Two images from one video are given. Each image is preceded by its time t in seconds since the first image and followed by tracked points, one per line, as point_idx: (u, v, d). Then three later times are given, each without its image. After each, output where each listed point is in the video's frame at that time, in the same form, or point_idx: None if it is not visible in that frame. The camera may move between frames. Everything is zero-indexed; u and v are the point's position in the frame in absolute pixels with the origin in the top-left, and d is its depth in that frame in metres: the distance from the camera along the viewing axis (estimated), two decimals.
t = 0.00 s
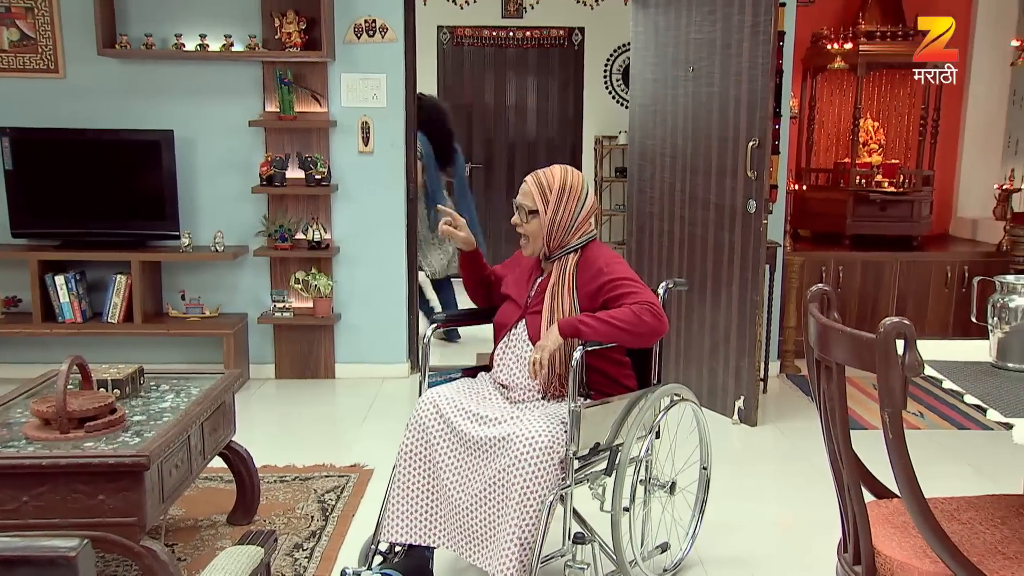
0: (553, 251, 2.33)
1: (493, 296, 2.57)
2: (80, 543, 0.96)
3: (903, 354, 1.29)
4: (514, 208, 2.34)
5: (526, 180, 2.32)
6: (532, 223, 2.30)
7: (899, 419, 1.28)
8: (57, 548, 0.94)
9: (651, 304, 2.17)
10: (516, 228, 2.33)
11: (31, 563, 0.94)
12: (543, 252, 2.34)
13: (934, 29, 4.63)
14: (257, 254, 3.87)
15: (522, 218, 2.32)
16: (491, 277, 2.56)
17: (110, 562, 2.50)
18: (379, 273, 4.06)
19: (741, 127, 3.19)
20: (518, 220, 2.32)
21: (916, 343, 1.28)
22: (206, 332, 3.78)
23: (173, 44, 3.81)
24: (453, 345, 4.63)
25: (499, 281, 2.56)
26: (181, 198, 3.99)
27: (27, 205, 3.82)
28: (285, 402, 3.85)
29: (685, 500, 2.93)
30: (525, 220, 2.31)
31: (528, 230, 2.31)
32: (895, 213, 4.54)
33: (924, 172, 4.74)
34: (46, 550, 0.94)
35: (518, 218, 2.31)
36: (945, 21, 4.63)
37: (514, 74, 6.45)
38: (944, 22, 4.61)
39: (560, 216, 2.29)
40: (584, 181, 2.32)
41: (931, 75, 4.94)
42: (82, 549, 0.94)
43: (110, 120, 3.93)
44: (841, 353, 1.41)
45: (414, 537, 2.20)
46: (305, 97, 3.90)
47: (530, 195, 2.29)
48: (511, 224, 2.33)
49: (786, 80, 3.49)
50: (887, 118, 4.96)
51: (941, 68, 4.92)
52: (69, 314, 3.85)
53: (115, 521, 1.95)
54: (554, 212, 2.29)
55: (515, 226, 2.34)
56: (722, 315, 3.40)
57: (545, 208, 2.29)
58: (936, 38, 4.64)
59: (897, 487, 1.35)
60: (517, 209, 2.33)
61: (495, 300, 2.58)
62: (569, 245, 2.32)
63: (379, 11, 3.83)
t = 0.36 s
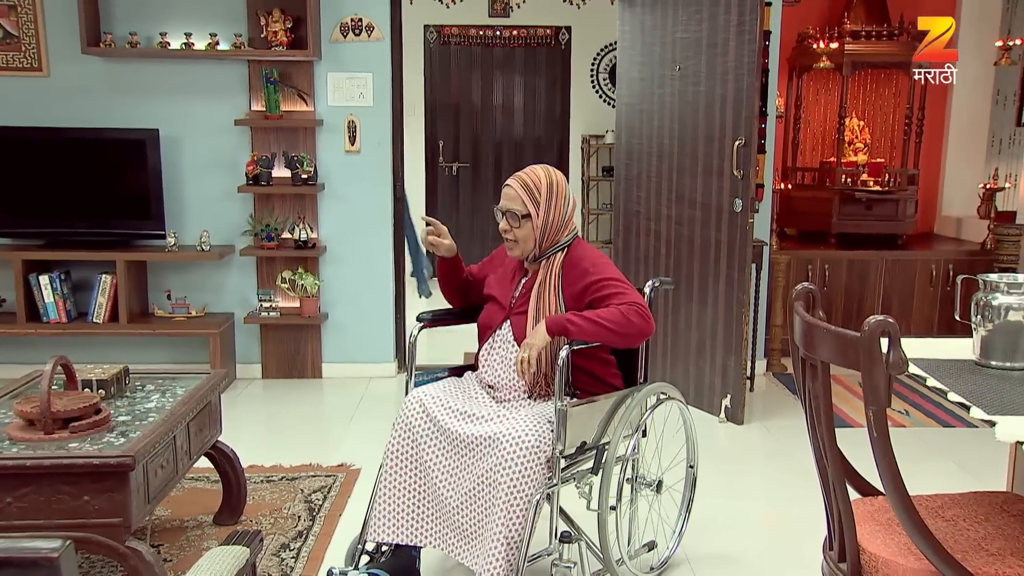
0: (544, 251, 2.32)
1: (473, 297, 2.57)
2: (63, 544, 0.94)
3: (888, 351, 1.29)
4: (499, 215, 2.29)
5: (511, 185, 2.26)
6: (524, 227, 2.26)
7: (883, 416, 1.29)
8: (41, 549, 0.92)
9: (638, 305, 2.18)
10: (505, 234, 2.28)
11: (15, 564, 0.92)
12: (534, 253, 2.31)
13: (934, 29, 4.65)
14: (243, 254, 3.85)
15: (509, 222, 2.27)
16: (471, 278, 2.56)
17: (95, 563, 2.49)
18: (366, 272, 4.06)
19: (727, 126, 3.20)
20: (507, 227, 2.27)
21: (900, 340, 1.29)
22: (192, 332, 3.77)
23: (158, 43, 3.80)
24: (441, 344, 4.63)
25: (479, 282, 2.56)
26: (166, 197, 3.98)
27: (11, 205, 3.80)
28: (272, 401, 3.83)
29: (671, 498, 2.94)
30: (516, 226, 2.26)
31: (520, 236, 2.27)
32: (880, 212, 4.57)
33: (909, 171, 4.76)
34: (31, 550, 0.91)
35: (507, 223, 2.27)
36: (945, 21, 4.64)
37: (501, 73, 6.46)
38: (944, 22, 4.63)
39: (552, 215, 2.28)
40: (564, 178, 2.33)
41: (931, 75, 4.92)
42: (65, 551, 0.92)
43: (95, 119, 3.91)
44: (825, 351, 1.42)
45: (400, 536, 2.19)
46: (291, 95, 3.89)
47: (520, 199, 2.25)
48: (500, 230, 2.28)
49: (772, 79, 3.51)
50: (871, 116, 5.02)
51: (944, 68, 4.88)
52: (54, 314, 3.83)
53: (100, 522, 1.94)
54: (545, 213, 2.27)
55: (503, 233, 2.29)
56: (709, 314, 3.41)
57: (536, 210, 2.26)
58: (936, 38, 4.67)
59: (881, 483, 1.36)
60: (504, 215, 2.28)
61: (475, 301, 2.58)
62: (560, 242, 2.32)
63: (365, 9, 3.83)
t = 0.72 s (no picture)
0: (535, 250, 2.32)
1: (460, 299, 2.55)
2: (49, 545, 0.93)
3: (876, 350, 1.30)
4: (487, 221, 2.25)
5: (497, 189, 2.24)
6: (515, 228, 2.25)
7: (872, 415, 1.29)
8: (27, 549, 0.91)
9: (627, 308, 2.20)
10: (496, 239, 2.24)
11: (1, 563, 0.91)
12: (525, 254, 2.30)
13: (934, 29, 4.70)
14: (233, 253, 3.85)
15: (499, 226, 2.24)
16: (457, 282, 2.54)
17: (84, 563, 2.48)
18: (357, 271, 4.05)
19: (717, 125, 3.21)
20: (498, 231, 2.24)
21: (888, 339, 1.29)
22: (182, 331, 3.75)
23: (147, 41, 3.78)
24: (432, 343, 4.63)
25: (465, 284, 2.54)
26: (156, 196, 3.97)
27: None
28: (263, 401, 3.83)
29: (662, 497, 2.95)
30: (507, 228, 2.24)
31: (512, 238, 2.25)
32: (870, 211, 4.58)
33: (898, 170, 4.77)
34: (17, 550, 0.91)
35: (498, 227, 2.23)
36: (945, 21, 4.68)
37: (492, 72, 6.46)
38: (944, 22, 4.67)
39: (542, 214, 2.28)
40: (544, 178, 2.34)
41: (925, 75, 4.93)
42: (51, 551, 0.92)
43: (84, 117, 3.89)
44: (814, 350, 1.42)
45: (390, 535, 2.19)
46: (281, 94, 3.88)
47: (509, 201, 2.23)
48: (490, 234, 2.24)
49: (762, 78, 3.51)
50: (861, 115, 5.03)
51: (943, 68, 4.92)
52: (43, 313, 3.82)
53: (89, 522, 1.94)
54: (535, 213, 2.27)
55: (494, 238, 2.25)
56: (699, 313, 3.42)
57: (526, 210, 2.26)
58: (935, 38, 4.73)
59: (870, 481, 1.36)
60: (492, 220, 2.25)
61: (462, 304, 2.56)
62: (549, 240, 2.33)
63: (355, 8, 3.82)
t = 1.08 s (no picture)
0: (534, 250, 2.31)
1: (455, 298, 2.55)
2: (44, 545, 0.93)
3: (870, 348, 1.30)
4: (483, 229, 2.24)
5: (489, 196, 2.23)
6: (513, 232, 2.24)
7: (867, 414, 1.29)
8: (21, 549, 0.91)
9: (630, 300, 2.20)
10: (496, 244, 2.24)
11: None
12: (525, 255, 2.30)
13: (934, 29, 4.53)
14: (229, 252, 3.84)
15: (496, 231, 2.23)
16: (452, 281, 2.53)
17: (79, 563, 2.48)
18: (353, 271, 4.05)
19: (713, 124, 3.22)
20: (496, 237, 2.23)
21: (883, 337, 1.29)
22: (177, 331, 3.75)
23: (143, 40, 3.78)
24: (428, 343, 4.63)
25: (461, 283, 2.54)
26: (152, 195, 3.96)
27: None
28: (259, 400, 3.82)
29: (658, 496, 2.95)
30: (505, 233, 2.23)
31: (512, 241, 2.24)
32: (866, 210, 4.59)
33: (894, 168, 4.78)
34: (11, 550, 0.90)
35: (496, 233, 2.23)
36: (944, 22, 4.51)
37: (487, 71, 6.47)
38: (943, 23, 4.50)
39: (536, 213, 2.29)
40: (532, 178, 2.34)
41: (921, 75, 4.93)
42: (46, 550, 0.92)
43: (79, 116, 3.89)
44: (810, 348, 1.42)
45: (385, 535, 2.18)
46: (277, 93, 3.88)
47: (504, 206, 2.22)
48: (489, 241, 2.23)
49: (757, 77, 3.52)
50: (856, 114, 5.03)
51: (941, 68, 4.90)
52: (38, 313, 3.81)
53: (84, 522, 1.93)
54: (530, 213, 2.28)
55: (492, 244, 2.24)
56: (695, 312, 3.42)
57: (522, 211, 2.25)
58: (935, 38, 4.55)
59: (865, 479, 1.36)
60: (488, 227, 2.23)
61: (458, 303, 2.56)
62: (546, 239, 2.33)
63: (351, 7, 3.82)
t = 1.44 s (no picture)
0: (536, 250, 2.31)
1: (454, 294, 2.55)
2: (43, 543, 0.93)
3: (869, 347, 1.30)
4: (488, 221, 2.24)
5: (497, 190, 2.23)
6: (518, 229, 2.24)
7: (866, 413, 1.29)
8: (19, 548, 0.91)
9: (629, 305, 2.20)
10: (499, 239, 2.24)
11: None
12: (527, 254, 2.30)
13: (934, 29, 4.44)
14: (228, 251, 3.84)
15: (501, 225, 2.23)
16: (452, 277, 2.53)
17: (78, 563, 2.48)
18: (352, 270, 4.05)
19: (712, 123, 3.22)
20: (500, 231, 2.23)
21: (881, 336, 1.29)
22: (176, 330, 3.75)
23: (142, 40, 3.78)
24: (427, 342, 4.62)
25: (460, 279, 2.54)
26: (151, 195, 3.96)
27: None
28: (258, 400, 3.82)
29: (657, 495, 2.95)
30: (509, 228, 2.23)
31: (516, 237, 2.24)
32: (865, 209, 4.58)
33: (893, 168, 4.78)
34: (9, 549, 0.90)
35: (501, 227, 2.22)
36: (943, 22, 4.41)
37: (486, 71, 6.47)
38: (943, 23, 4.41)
39: (542, 213, 2.28)
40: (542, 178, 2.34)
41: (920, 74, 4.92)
42: (45, 549, 0.91)
43: (78, 116, 3.89)
44: (809, 348, 1.41)
45: (384, 534, 2.18)
46: (276, 93, 3.88)
47: (511, 202, 2.23)
48: (494, 234, 2.23)
49: (756, 76, 3.52)
50: (856, 113, 5.03)
51: (941, 68, 4.86)
52: (37, 312, 3.81)
53: (82, 521, 1.93)
54: (536, 212, 2.27)
55: (495, 238, 2.24)
56: (693, 311, 3.42)
57: (528, 209, 2.25)
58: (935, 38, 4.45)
59: (864, 478, 1.36)
60: (493, 221, 2.23)
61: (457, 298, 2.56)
62: (550, 239, 2.33)
63: (350, 6, 3.82)
